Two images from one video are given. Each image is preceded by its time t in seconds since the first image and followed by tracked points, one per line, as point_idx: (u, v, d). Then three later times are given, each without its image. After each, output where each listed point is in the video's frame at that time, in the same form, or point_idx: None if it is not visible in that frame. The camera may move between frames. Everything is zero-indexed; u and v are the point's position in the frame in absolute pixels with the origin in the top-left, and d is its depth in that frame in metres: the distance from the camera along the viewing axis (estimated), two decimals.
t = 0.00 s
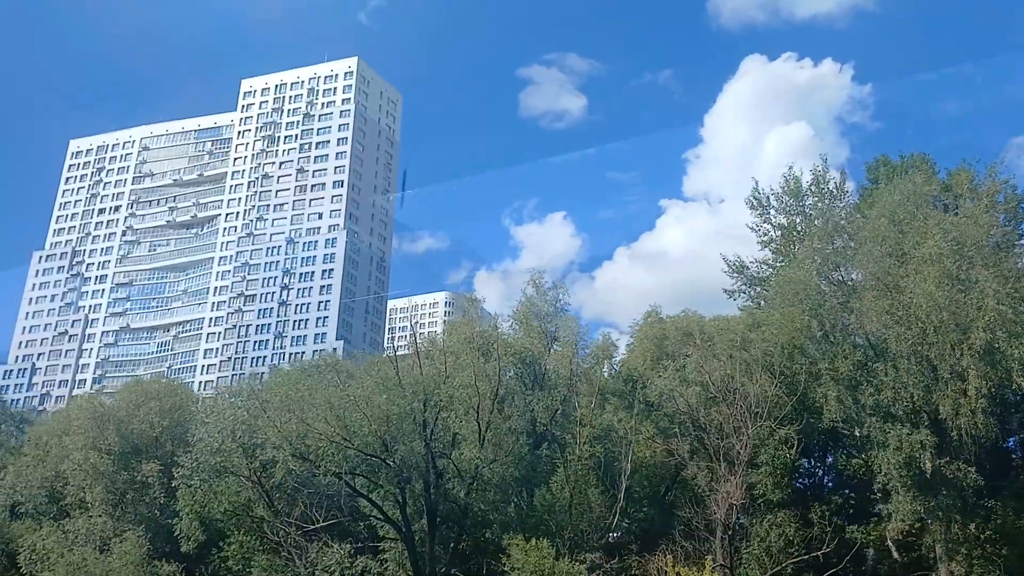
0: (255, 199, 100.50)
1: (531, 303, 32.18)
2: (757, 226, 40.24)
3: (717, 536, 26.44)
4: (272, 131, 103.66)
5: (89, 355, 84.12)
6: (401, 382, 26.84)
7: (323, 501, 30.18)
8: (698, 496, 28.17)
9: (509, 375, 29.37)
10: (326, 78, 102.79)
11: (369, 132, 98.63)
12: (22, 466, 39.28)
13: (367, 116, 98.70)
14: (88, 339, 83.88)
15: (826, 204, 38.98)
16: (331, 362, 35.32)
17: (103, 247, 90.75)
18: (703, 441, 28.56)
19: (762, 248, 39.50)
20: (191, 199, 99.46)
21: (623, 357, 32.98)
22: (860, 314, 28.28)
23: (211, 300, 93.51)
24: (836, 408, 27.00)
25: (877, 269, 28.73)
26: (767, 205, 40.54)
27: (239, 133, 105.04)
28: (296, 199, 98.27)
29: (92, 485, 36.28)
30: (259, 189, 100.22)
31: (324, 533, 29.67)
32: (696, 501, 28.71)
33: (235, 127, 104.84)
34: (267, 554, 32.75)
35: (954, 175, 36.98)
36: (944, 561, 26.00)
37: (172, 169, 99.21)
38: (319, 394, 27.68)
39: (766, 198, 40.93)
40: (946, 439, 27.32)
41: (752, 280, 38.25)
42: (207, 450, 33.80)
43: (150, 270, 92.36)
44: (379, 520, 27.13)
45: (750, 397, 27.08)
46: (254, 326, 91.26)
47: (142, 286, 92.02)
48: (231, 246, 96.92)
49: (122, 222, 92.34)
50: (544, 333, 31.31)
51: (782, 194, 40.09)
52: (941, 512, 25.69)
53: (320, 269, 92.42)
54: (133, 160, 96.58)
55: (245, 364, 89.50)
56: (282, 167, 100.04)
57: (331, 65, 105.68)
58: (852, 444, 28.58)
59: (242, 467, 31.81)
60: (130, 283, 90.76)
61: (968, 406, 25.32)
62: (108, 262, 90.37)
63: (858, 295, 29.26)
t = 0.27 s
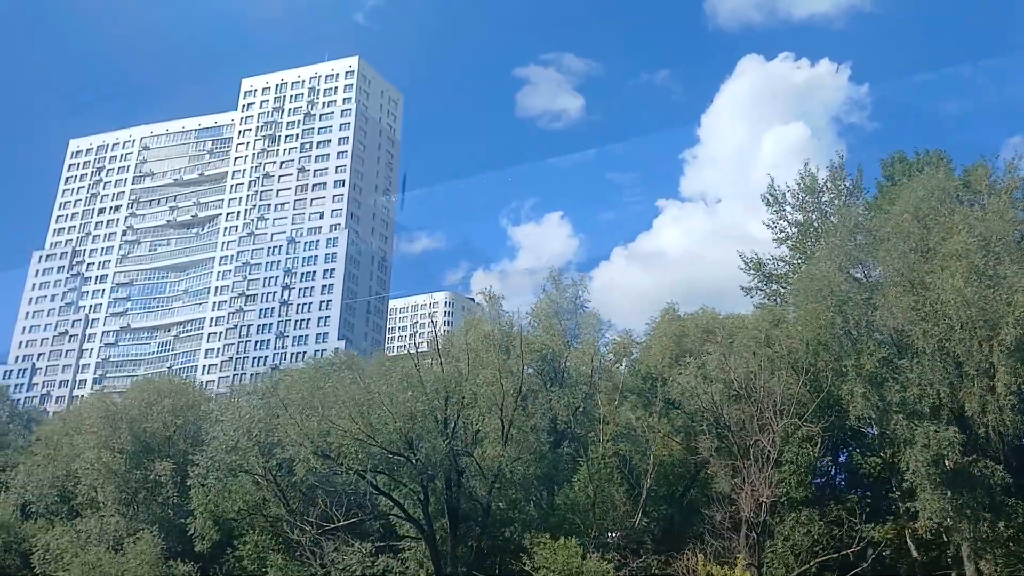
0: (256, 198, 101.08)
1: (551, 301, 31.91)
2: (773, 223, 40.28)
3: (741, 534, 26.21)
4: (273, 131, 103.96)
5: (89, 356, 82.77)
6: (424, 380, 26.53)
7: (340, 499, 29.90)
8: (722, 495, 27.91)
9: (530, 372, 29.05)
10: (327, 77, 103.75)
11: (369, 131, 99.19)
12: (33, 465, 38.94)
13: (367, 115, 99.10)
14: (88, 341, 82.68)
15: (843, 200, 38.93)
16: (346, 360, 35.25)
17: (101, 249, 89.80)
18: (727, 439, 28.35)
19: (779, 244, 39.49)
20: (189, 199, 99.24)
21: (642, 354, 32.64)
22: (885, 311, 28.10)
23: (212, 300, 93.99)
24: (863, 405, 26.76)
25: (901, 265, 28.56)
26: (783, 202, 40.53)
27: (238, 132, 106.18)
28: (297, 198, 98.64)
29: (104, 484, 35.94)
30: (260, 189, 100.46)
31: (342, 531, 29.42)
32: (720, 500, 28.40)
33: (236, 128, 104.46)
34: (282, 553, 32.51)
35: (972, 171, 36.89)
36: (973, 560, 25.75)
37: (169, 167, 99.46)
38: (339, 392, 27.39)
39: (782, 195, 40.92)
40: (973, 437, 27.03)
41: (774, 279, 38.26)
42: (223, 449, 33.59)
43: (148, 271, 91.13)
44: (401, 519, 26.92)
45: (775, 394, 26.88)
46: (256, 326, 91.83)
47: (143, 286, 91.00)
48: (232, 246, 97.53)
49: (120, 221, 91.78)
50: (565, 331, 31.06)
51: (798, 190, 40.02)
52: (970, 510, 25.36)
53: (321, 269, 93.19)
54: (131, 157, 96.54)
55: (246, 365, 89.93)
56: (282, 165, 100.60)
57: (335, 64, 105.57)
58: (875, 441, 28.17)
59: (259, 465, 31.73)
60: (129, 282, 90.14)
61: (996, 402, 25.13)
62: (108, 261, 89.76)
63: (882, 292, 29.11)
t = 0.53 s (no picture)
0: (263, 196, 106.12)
1: (577, 294, 31.68)
2: (794, 219, 40.07)
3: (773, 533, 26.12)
4: (279, 128, 110.87)
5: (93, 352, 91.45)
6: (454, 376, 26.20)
7: (362, 496, 29.68)
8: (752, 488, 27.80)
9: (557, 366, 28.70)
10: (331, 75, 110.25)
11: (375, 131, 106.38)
12: (49, 461, 38.66)
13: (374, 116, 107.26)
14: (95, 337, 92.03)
15: (865, 196, 38.61)
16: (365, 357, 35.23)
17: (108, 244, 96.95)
18: (757, 436, 27.91)
19: (801, 240, 39.31)
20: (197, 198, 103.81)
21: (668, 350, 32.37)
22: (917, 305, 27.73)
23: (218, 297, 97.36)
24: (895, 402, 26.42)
25: (931, 259, 28.22)
26: (804, 197, 40.22)
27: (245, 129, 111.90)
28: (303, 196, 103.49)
29: (122, 480, 35.67)
30: (266, 187, 106.67)
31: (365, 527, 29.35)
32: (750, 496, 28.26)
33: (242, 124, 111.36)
34: (303, 551, 32.52)
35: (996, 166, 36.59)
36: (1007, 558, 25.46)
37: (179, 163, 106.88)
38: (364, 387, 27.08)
39: (803, 190, 40.60)
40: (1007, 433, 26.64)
41: (798, 275, 38.08)
42: (244, 445, 33.44)
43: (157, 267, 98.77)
44: (427, 515, 26.66)
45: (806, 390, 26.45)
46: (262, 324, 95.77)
47: (148, 284, 96.26)
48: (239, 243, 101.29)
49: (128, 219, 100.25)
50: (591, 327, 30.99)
51: (820, 186, 39.65)
52: (1005, 506, 25.02)
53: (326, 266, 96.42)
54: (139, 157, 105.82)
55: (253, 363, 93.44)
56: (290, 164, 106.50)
57: (343, 60, 105.45)
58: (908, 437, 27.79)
59: (279, 460, 32.08)
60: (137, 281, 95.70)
61: None
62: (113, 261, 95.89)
63: (910, 286, 28.80)
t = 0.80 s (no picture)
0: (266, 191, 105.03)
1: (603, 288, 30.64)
2: (813, 211, 39.94)
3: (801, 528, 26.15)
4: (284, 124, 108.94)
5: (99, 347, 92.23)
6: (482, 368, 25.97)
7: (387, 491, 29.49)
8: (775, 481, 28.03)
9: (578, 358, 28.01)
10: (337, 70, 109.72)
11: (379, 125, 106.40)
12: (66, 455, 38.58)
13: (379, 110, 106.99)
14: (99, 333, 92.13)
15: (886, 189, 38.50)
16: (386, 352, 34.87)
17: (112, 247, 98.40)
18: (786, 429, 27.65)
19: (820, 233, 39.23)
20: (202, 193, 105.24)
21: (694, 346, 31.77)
22: (946, 297, 27.31)
23: (222, 292, 98.13)
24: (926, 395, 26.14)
25: (960, 251, 27.86)
26: (823, 189, 40.06)
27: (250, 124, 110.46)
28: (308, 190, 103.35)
29: (140, 474, 35.34)
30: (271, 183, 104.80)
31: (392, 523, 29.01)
32: (779, 491, 28.13)
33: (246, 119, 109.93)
34: (322, 545, 33.04)
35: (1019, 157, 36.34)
36: None
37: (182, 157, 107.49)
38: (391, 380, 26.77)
39: (823, 182, 40.46)
40: None
41: (820, 268, 38.03)
42: (265, 438, 33.07)
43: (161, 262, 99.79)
44: (454, 509, 26.40)
45: (838, 384, 26.36)
46: (267, 320, 96.57)
47: (153, 279, 97.24)
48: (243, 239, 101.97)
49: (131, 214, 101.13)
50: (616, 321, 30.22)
51: (840, 178, 39.68)
52: None
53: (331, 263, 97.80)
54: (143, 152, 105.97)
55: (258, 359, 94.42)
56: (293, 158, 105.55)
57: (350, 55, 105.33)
58: (938, 431, 27.44)
59: (298, 454, 32.21)
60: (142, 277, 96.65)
61: None
62: (118, 255, 97.84)
63: (937, 279, 28.46)
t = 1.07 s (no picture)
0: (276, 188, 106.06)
1: (632, 283, 29.90)
2: (838, 203, 39.66)
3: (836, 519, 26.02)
4: (292, 121, 110.12)
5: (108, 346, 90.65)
6: (516, 360, 25.69)
7: (417, 485, 29.16)
8: (807, 475, 27.90)
9: (607, 351, 27.59)
10: (344, 66, 110.65)
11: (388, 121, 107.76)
12: (87, 452, 38.37)
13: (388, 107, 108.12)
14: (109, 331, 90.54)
15: (913, 180, 38.12)
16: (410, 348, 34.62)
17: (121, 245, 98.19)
18: (821, 420, 27.61)
19: (845, 224, 38.94)
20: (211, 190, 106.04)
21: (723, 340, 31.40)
22: (984, 288, 26.77)
23: (232, 290, 98.65)
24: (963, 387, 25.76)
25: (994, 241, 27.44)
26: (848, 179, 39.73)
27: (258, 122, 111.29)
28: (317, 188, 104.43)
29: (163, 470, 35.11)
30: (279, 179, 106.15)
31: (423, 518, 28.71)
32: (812, 485, 27.90)
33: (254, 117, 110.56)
34: (347, 541, 32.93)
35: None
36: None
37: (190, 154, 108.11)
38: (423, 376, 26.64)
39: (848, 173, 40.18)
40: None
41: (847, 261, 37.82)
42: (289, 433, 32.68)
43: (171, 260, 98.66)
44: (486, 505, 26.08)
45: (873, 374, 26.39)
46: (277, 317, 96.50)
47: (162, 277, 96.90)
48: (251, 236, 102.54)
49: (141, 212, 100.45)
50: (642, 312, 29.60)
51: (864, 169, 39.36)
52: None
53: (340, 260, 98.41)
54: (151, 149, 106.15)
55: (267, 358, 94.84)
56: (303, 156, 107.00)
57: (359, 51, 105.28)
58: (975, 423, 27.00)
59: (322, 450, 32.23)
60: (150, 274, 96.34)
61: None
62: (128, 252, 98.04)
63: (971, 270, 28.05)
